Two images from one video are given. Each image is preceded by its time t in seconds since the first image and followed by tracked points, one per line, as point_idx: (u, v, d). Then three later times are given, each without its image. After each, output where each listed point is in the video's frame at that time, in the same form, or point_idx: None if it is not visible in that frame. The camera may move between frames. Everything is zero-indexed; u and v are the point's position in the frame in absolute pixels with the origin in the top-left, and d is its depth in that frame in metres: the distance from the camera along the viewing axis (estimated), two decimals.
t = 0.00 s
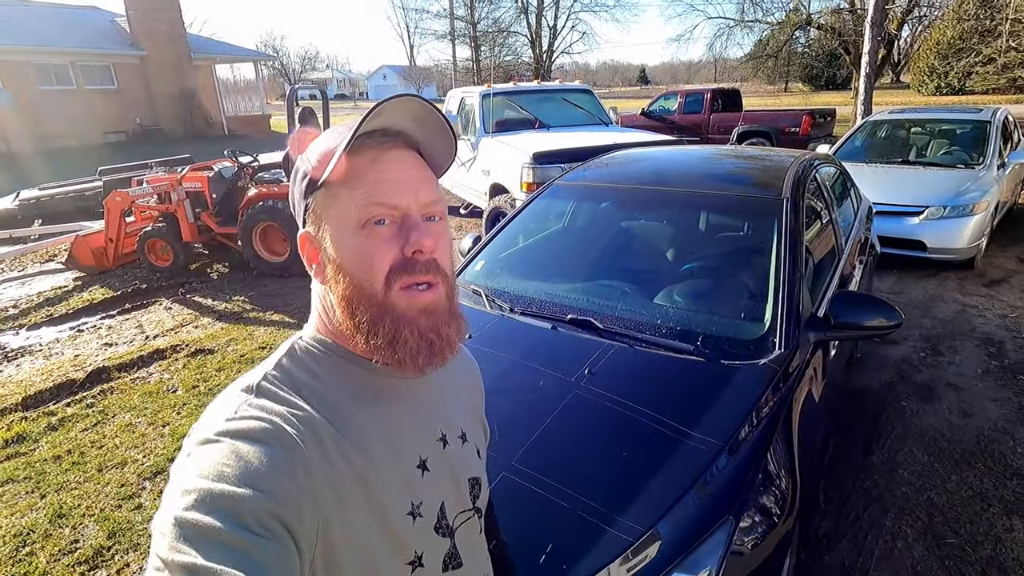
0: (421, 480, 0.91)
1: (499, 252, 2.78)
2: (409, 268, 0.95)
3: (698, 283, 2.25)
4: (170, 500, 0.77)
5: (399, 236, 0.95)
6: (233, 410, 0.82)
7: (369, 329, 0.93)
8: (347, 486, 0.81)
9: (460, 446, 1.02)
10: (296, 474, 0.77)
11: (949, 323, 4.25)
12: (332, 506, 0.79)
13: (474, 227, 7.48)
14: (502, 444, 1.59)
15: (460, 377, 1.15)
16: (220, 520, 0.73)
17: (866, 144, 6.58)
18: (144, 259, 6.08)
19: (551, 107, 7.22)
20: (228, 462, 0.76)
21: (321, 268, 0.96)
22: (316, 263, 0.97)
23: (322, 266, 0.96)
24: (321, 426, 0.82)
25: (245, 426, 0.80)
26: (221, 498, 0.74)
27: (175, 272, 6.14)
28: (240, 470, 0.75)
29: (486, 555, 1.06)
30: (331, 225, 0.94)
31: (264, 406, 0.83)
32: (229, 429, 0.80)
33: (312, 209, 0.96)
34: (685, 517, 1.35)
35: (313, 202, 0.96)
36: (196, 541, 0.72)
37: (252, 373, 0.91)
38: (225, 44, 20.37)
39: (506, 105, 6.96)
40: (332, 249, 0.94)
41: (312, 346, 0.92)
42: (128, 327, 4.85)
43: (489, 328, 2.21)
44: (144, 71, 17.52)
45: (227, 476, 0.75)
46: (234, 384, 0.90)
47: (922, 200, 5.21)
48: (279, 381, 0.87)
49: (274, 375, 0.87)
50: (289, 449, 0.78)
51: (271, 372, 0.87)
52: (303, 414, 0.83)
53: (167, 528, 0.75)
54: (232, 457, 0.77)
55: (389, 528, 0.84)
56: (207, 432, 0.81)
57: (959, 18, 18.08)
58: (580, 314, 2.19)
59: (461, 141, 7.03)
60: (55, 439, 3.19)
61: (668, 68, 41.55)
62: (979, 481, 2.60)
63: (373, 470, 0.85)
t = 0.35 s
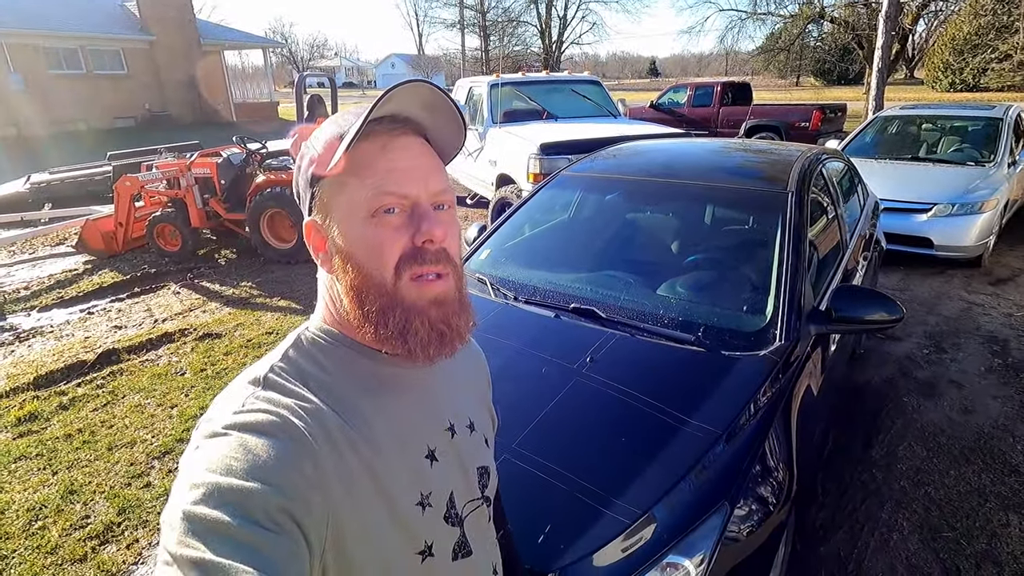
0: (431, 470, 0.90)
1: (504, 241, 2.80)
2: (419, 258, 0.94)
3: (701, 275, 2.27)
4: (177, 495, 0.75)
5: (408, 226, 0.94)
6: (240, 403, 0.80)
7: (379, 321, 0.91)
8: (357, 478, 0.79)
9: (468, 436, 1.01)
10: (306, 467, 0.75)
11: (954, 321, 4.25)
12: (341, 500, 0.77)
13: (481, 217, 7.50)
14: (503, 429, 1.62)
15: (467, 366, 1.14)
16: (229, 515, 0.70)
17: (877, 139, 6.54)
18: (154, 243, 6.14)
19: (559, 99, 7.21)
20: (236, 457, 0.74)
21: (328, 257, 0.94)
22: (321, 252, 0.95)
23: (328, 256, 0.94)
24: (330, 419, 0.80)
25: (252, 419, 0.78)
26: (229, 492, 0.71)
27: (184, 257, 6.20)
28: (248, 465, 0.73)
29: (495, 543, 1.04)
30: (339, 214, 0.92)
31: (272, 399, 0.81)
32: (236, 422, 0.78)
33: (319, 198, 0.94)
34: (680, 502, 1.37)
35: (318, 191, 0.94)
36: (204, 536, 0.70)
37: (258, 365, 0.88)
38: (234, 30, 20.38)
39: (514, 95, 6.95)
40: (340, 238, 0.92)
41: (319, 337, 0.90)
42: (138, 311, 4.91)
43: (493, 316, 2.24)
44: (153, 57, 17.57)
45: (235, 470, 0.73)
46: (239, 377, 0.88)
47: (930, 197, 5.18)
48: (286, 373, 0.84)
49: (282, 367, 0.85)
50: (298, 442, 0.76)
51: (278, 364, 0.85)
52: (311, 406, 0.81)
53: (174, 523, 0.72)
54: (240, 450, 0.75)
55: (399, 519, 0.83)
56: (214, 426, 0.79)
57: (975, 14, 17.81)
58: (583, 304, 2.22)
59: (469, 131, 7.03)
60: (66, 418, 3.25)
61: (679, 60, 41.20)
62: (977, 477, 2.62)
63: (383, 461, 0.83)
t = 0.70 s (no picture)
0: (427, 463, 0.93)
1: (513, 234, 2.83)
2: (416, 253, 0.97)
3: (708, 270, 2.28)
4: (171, 494, 0.76)
5: (405, 221, 0.96)
6: (235, 401, 0.82)
7: (377, 317, 0.94)
8: (353, 475, 0.82)
9: (464, 429, 1.05)
10: (302, 465, 0.77)
11: (966, 324, 4.20)
12: (339, 498, 0.79)
13: (492, 211, 7.52)
14: (505, 416, 1.65)
15: (462, 361, 1.18)
16: (223, 514, 0.72)
17: (895, 139, 6.45)
18: (170, 231, 6.25)
19: (572, 93, 7.20)
20: (232, 455, 0.76)
21: (320, 253, 0.95)
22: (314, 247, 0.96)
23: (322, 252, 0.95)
24: (326, 415, 0.83)
25: (246, 417, 0.80)
26: (224, 491, 0.73)
27: (199, 245, 6.30)
28: (244, 463, 0.75)
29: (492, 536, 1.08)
30: (333, 209, 0.94)
31: (266, 397, 0.83)
32: (231, 420, 0.80)
33: (311, 192, 0.95)
34: (676, 492, 1.40)
35: (311, 184, 0.94)
36: (198, 536, 0.72)
37: (252, 361, 0.90)
38: (252, 21, 20.54)
39: (528, 89, 6.95)
40: (335, 234, 0.94)
41: (312, 333, 0.93)
42: (154, 296, 5.01)
43: (500, 306, 2.27)
44: (173, 47, 17.77)
45: (230, 469, 0.75)
46: (234, 374, 0.90)
47: (946, 198, 5.12)
48: (281, 370, 0.87)
49: (276, 363, 0.87)
50: (292, 439, 0.79)
51: (272, 362, 0.88)
52: (306, 403, 0.83)
53: (169, 523, 0.74)
54: (237, 448, 0.77)
55: (397, 512, 0.86)
56: (208, 424, 0.81)
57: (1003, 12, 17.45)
58: (589, 296, 2.24)
59: (482, 125, 7.04)
60: (84, 398, 3.35)
61: (697, 57, 40.80)
62: (982, 478, 2.61)
63: (379, 456, 0.86)
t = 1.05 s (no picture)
0: (423, 458, 0.97)
1: (524, 230, 2.86)
2: (412, 251, 1.01)
3: (717, 269, 2.28)
4: (167, 491, 0.79)
5: (401, 217, 0.99)
6: (230, 398, 0.86)
7: (372, 314, 0.98)
8: (348, 471, 0.85)
9: (459, 424, 1.09)
10: (298, 461, 0.80)
11: (987, 330, 4.13)
12: (335, 494, 0.82)
13: (507, 209, 7.56)
14: (510, 408, 1.68)
15: (456, 358, 1.22)
16: (218, 511, 0.75)
17: (917, 141, 6.34)
18: (192, 225, 6.39)
19: (589, 93, 7.20)
20: (227, 453, 0.79)
21: (316, 249, 0.99)
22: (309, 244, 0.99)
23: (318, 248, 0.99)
24: (322, 411, 0.86)
25: (241, 413, 0.83)
26: (218, 488, 0.76)
27: (220, 239, 6.43)
28: (238, 460, 0.78)
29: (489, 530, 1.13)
30: (329, 207, 0.97)
31: (261, 394, 0.86)
32: (226, 417, 0.83)
33: (306, 187, 0.97)
34: (676, 485, 1.41)
35: (306, 179, 0.97)
36: (194, 534, 0.74)
37: (248, 358, 0.94)
38: (276, 21, 20.86)
39: (545, 88, 6.98)
40: (331, 231, 0.97)
41: (307, 328, 0.96)
42: (175, 289, 5.14)
43: (509, 301, 2.30)
44: (198, 46, 18.13)
45: (225, 466, 0.77)
46: (228, 372, 0.93)
47: (969, 201, 5.03)
48: (277, 369, 0.90)
49: (271, 360, 0.91)
50: (287, 435, 0.82)
51: (267, 358, 0.91)
52: (301, 400, 0.87)
53: (163, 520, 0.76)
54: (232, 446, 0.80)
55: (395, 506, 0.89)
56: (204, 421, 0.85)
57: None
58: (597, 293, 2.26)
59: (499, 124, 7.08)
60: (107, 385, 3.45)
61: (718, 57, 40.42)
62: (997, 485, 2.57)
63: (375, 453, 0.89)
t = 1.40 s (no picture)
0: (427, 457, 1.00)
1: (534, 233, 2.88)
2: (418, 252, 1.03)
3: (725, 274, 2.29)
4: (175, 490, 0.81)
5: (408, 218, 1.02)
6: (237, 398, 0.88)
7: (378, 314, 1.01)
8: (354, 469, 0.87)
9: (461, 422, 1.12)
10: (305, 459, 0.82)
11: (1001, 340, 4.08)
12: (341, 493, 0.84)
13: (518, 214, 7.59)
14: (515, 407, 1.70)
15: (458, 357, 1.24)
16: (225, 510, 0.77)
17: (933, 150, 6.28)
18: (207, 225, 6.49)
19: (602, 98, 7.23)
20: (234, 452, 0.81)
21: (321, 249, 1.01)
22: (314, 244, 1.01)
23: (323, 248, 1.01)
24: (328, 410, 0.89)
25: (249, 413, 0.85)
26: (226, 488, 0.78)
27: (234, 240, 6.52)
28: (247, 459, 0.80)
29: (490, 527, 1.16)
30: (336, 207, 0.99)
31: (267, 394, 0.89)
32: (234, 417, 0.85)
33: (313, 187, 1.00)
34: (679, 485, 1.42)
35: (314, 179, 0.99)
36: (202, 533, 0.76)
37: (254, 358, 0.97)
38: (293, 26, 21.14)
39: (558, 94, 7.02)
40: (338, 232, 1.00)
41: (311, 327, 0.99)
42: (189, 287, 5.22)
43: (517, 303, 2.32)
44: (217, 49, 18.43)
45: (233, 465, 0.80)
46: (234, 371, 0.95)
47: (985, 210, 4.98)
48: (283, 369, 0.93)
49: (278, 360, 0.94)
50: (293, 434, 0.84)
51: (273, 358, 0.94)
52: (307, 400, 0.89)
53: (172, 519, 0.78)
54: (239, 445, 0.82)
55: (399, 504, 0.91)
56: (211, 421, 0.87)
57: None
58: (605, 295, 2.27)
59: (511, 128, 7.12)
60: (121, 380, 3.52)
61: (732, 65, 40.28)
62: (1008, 496, 2.54)
63: (379, 452, 0.92)
